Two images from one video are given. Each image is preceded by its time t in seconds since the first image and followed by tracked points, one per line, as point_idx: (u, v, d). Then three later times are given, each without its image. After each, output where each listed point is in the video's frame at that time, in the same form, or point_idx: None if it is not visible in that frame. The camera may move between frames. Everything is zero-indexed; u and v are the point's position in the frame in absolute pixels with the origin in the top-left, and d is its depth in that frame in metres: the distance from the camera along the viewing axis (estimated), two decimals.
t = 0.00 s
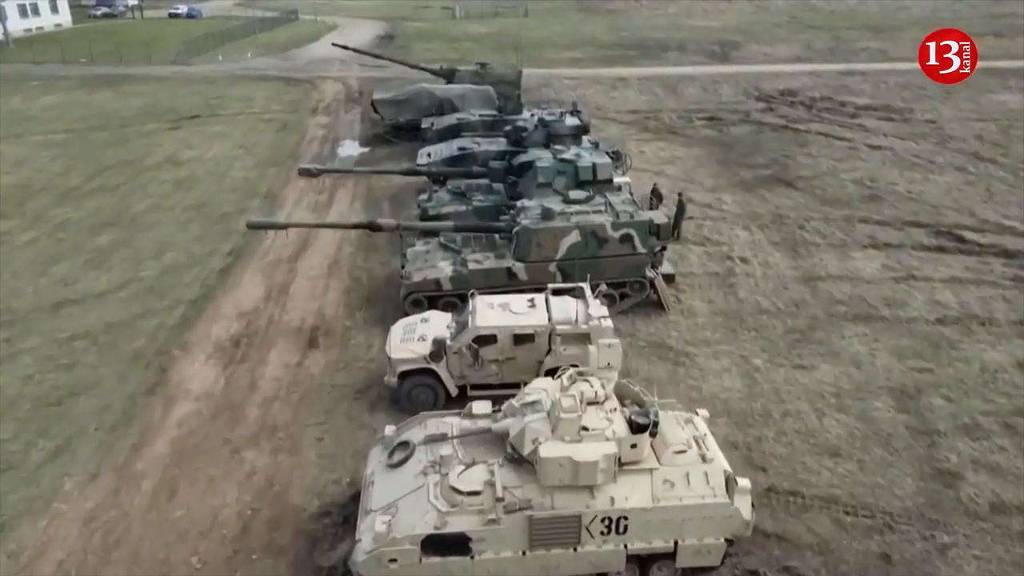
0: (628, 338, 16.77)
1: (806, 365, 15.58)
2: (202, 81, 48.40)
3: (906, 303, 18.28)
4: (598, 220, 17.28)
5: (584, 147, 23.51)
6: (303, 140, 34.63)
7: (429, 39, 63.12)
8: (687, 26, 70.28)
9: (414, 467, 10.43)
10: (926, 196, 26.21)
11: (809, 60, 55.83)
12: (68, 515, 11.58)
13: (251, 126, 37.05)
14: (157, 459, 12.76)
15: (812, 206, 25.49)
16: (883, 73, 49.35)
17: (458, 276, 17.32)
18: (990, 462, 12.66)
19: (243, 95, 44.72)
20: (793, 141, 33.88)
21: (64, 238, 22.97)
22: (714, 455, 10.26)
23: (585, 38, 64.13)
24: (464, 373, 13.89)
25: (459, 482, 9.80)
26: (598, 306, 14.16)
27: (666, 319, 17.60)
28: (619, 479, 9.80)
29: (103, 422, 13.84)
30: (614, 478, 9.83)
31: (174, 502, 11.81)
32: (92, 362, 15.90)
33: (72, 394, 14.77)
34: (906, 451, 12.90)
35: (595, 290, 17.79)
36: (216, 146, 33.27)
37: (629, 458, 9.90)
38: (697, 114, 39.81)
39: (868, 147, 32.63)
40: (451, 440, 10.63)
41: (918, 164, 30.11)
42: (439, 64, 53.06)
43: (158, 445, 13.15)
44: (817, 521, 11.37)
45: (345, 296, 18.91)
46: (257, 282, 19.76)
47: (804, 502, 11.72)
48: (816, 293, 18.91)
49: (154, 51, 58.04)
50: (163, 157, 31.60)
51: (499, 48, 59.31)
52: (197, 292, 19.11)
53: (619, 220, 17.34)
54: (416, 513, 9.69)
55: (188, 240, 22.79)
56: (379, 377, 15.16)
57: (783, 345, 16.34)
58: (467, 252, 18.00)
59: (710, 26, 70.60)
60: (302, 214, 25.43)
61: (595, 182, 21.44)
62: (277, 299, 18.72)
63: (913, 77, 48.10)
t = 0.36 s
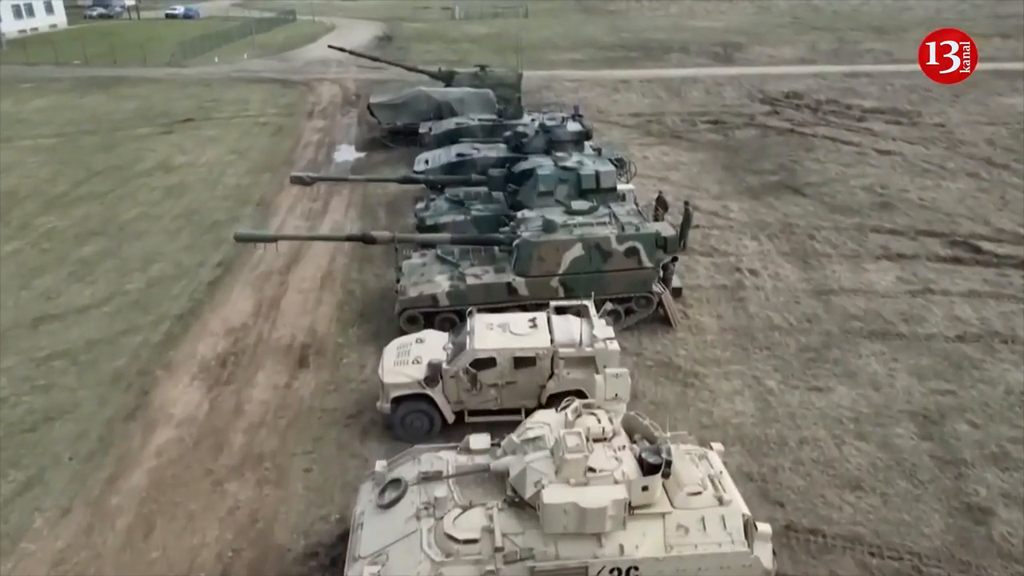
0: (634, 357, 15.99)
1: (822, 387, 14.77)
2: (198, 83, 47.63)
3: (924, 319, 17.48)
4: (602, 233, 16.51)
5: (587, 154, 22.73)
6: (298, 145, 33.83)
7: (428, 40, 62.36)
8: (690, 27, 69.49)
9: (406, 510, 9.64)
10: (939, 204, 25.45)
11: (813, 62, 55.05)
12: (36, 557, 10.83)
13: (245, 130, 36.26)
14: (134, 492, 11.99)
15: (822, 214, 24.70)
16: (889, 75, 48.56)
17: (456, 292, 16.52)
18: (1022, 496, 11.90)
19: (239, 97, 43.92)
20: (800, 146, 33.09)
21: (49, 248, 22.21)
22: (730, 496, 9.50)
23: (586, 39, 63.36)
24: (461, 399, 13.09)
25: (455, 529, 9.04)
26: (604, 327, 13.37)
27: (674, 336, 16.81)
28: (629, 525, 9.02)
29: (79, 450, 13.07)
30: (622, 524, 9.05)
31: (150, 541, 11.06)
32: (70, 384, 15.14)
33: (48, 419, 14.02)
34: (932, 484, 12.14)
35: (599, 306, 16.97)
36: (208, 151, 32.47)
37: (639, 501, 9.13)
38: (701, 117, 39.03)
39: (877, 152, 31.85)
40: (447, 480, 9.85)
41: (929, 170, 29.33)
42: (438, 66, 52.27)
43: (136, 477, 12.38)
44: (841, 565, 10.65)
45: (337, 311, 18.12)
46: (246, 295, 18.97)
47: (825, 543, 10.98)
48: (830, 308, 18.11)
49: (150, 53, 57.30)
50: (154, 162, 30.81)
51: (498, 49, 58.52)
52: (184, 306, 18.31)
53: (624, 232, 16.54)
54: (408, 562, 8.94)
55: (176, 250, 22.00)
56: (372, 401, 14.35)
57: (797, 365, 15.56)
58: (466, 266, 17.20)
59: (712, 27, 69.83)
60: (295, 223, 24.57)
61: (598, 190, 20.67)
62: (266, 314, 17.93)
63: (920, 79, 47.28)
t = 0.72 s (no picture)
0: (643, 383, 15.00)
1: (844, 418, 13.80)
2: (191, 86, 46.62)
3: (949, 341, 16.52)
4: (608, 250, 15.53)
5: (591, 163, 21.74)
6: (291, 150, 32.82)
7: (427, 41, 61.33)
8: (692, 28, 68.47)
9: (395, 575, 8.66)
10: (956, 214, 24.50)
11: (819, 63, 54.07)
12: None
13: (238, 135, 35.26)
14: (101, 542, 11.03)
15: (836, 225, 23.72)
16: (897, 77, 47.59)
17: (452, 313, 15.48)
18: None
19: (232, 100, 42.91)
20: (809, 152, 32.10)
21: (27, 262, 21.23)
22: (757, 559, 8.53)
23: (587, 40, 62.32)
24: (457, 435, 12.09)
25: None
26: (612, 356, 12.38)
27: (685, 359, 15.83)
28: None
29: (45, 492, 12.11)
30: None
31: None
32: (39, 414, 14.17)
33: (13, 455, 13.04)
34: (969, 532, 11.21)
35: (605, 328, 15.95)
36: (199, 157, 31.47)
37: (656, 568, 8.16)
38: (705, 121, 38.06)
39: (889, 159, 30.88)
40: (440, 540, 8.88)
41: (944, 177, 28.37)
42: (437, 68, 51.26)
43: (104, 523, 11.42)
44: None
45: (327, 331, 17.13)
46: (232, 314, 18.00)
47: None
48: (848, 328, 17.14)
49: (143, 54, 56.27)
50: (142, 170, 29.81)
51: (498, 51, 57.52)
52: (165, 327, 17.35)
53: (632, 250, 15.54)
54: None
55: (160, 264, 21.02)
56: (362, 434, 13.38)
57: (816, 392, 14.59)
58: (463, 285, 16.19)
59: (715, 28, 68.80)
60: (286, 234, 23.55)
61: (602, 203, 19.70)
62: (252, 335, 16.94)
63: (929, 81, 46.32)
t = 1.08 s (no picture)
0: (652, 410, 14.09)
1: (867, 450, 12.91)
2: (185, 88, 45.70)
3: (975, 363, 15.64)
4: (614, 268, 14.63)
5: (594, 172, 20.82)
6: (285, 156, 31.90)
7: (426, 43, 60.43)
8: (694, 29, 67.57)
9: None
10: (973, 224, 23.62)
11: (823, 65, 53.20)
12: None
13: (231, 140, 34.34)
14: None
15: (848, 236, 22.82)
16: (904, 79, 46.71)
17: (449, 335, 14.57)
18: None
19: (226, 103, 41.99)
20: (818, 157, 31.19)
21: (6, 276, 20.33)
22: None
23: (588, 41, 61.40)
24: (453, 474, 11.19)
25: None
26: (620, 388, 11.46)
27: (695, 384, 14.92)
28: None
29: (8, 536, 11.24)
30: None
31: None
32: (8, 444, 13.29)
33: None
34: None
35: (611, 349, 15.05)
36: (190, 163, 30.58)
37: None
38: (710, 125, 37.16)
39: (900, 165, 30.00)
40: None
41: (958, 185, 27.50)
42: (435, 70, 50.37)
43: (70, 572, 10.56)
44: None
45: (317, 352, 16.22)
46: (217, 332, 17.09)
47: None
48: (867, 348, 16.24)
49: (138, 56, 55.35)
50: (131, 176, 28.94)
51: (498, 52, 56.60)
52: (146, 347, 16.45)
53: (640, 268, 14.64)
54: None
55: (145, 278, 20.12)
56: (351, 469, 12.48)
57: (837, 421, 13.70)
58: (461, 305, 15.28)
59: (717, 29, 67.88)
60: (277, 246, 22.59)
61: (606, 214, 18.77)
62: (237, 356, 16.04)
63: (937, 84, 45.45)
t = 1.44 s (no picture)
0: (662, 441, 13.19)
1: (894, 488, 12.00)
2: (178, 91, 44.81)
3: (1004, 388, 14.75)
4: (620, 288, 13.73)
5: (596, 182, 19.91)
6: (279, 161, 31.00)
7: (425, 44, 59.52)
8: (696, 30, 66.72)
9: None
10: (991, 235, 22.74)
11: (828, 67, 52.31)
12: None
13: (224, 144, 33.45)
14: None
15: (862, 247, 21.92)
16: (911, 82, 45.83)
17: (445, 360, 13.65)
18: None
19: (220, 106, 41.10)
20: (827, 163, 30.29)
21: None
22: None
23: (588, 42, 60.54)
24: (448, 518, 10.29)
25: None
26: (629, 424, 10.57)
27: (708, 411, 14.00)
28: None
29: None
30: None
31: None
32: None
33: None
34: None
35: (617, 374, 14.14)
36: (180, 170, 29.69)
37: None
38: (715, 129, 36.28)
39: (911, 171, 29.11)
40: None
41: (973, 193, 26.62)
42: (433, 72, 49.44)
43: None
44: None
45: (306, 375, 15.32)
46: (200, 353, 16.19)
47: None
48: (888, 371, 15.34)
49: (132, 58, 54.46)
50: (119, 183, 28.05)
51: (498, 53, 55.71)
52: (125, 370, 15.56)
53: (648, 288, 13.73)
54: None
55: (127, 293, 19.24)
56: (339, 510, 11.57)
57: (860, 453, 12.79)
58: (457, 327, 14.36)
59: (720, 29, 67.00)
60: (268, 258, 21.54)
61: (611, 227, 17.86)
62: (221, 380, 15.14)
63: (945, 86, 44.57)
